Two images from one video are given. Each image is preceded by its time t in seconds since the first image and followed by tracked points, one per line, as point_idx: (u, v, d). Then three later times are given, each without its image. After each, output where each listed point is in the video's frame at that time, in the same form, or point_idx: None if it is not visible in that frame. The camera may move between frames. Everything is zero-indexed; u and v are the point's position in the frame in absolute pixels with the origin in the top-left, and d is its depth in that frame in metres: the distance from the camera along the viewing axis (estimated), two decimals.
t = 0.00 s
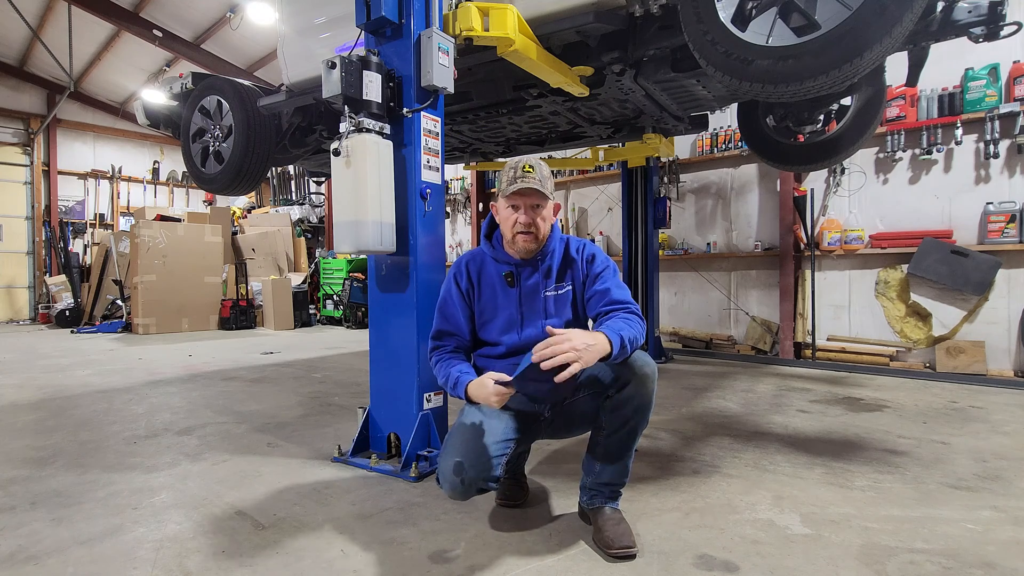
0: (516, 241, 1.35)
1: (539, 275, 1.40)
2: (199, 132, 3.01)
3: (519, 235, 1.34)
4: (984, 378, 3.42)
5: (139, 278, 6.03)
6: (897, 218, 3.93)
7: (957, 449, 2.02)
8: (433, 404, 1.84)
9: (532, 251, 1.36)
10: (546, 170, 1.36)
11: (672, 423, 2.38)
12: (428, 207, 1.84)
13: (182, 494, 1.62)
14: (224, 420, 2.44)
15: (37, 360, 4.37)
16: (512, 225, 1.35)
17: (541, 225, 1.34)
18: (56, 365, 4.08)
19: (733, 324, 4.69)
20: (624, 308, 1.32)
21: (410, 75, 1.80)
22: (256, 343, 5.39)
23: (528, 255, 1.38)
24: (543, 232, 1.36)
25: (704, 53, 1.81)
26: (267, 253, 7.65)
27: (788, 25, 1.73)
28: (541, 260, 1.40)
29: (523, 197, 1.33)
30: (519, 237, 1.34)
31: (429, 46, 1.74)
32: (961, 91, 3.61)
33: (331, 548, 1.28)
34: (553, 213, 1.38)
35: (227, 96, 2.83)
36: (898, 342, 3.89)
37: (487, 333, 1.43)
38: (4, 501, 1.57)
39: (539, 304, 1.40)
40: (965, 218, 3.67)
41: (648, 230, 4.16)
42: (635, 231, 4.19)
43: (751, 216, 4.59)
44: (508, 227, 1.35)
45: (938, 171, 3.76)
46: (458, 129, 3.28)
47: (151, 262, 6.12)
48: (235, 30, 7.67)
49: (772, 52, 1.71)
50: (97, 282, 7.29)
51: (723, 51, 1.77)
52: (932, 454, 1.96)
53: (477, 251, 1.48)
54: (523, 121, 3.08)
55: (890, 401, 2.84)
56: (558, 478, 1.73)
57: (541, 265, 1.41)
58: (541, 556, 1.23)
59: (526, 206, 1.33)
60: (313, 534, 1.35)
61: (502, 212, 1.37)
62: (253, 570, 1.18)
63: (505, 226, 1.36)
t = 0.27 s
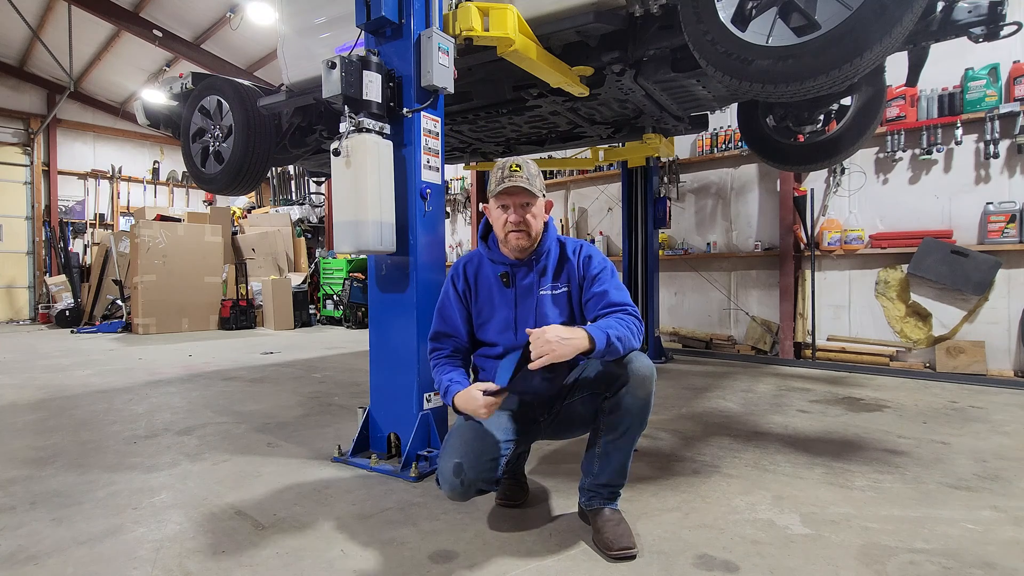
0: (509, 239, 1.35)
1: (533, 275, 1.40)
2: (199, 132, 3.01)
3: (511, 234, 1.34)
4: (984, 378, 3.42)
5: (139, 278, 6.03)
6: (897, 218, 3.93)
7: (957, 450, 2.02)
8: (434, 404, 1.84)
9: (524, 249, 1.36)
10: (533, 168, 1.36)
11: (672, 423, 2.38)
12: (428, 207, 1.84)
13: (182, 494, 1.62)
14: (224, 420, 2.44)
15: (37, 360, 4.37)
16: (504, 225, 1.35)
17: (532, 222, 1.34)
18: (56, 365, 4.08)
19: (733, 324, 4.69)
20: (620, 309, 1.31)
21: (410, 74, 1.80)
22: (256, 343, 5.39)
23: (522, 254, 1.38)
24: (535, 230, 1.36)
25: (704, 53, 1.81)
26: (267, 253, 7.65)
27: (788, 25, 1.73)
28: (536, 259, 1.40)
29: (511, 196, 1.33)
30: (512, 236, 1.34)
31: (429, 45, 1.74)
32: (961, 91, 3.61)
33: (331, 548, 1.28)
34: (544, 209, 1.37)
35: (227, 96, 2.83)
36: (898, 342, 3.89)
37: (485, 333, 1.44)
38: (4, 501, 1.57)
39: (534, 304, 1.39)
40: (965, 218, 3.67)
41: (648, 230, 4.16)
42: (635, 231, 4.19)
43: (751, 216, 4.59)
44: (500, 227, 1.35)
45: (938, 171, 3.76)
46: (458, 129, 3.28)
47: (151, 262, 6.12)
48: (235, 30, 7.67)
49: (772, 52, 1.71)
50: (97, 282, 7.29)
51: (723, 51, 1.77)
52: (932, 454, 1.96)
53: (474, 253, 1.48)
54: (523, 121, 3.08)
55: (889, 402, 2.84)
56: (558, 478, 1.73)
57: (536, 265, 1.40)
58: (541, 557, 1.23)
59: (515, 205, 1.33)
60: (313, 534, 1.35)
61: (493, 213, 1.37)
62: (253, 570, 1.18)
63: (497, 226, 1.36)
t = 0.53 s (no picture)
0: (511, 240, 1.35)
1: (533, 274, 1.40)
2: (199, 132, 3.01)
3: (512, 236, 1.34)
4: (984, 378, 3.42)
5: (139, 278, 6.03)
6: (897, 218, 3.93)
7: (957, 450, 2.02)
8: (434, 404, 1.84)
9: (524, 249, 1.37)
10: (534, 170, 1.36)
11: (672, 423, 2.37)
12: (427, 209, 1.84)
13: (182, 494, 1.62)
14: (224, 420, 2.44)
15: (37, 360, 4.37)
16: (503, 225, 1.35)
17: (532, 224, 1.34)
18: (56, 365, 4.08)
19: (733, 324, 4.69)
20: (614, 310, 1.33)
21: (410, 74, 1.80)
22: (256, 343, 5.39)
23: (520, 253, 1.38)
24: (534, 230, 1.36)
25: (704, 54, 1.81)
26: (267, 253, 7.65)
27: (788, 25, 1.73)
28: (536, 258, 1.41)
29: (513, 198, 1.33)
30: (512, 237, 1.34)
31: (429, 45, 1.74)
32: (961, 91, 3.61)
33: (331, 548, 1.28)
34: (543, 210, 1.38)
35: (227, 96, 2.83)
36: (898, 342, 3.89)
37: (483, 333, 1.44)
38: (4, 501, 1.57)
39: (532, 304, 1.40)
40: (965, 218, 3.66)
41: (648, 230, 4.16)
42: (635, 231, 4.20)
43: (751, 216, 4.59)
44: (501, 228, 1.35)
45: (938, 171, 3.76)
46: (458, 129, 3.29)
47: (151, 262, 6.12)
48: (235, 30, 7.67)
49: (772, 52, 1.71)
50: (97, 282, 7.29)
51: (723, 51, 1.77)
52: (932, 454, 1.96)
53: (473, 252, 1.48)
54: (523, 121, 3.08)
55: (889, 402, 2.84)
56: (558, 478, 1.74)
57: (535, 264, 1.41)
58: (541, 557, 1.23)
59: (516, 206, 1.33)
60: (312, 534, 1.35)
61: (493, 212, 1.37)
62: (253, 569, 1.18)
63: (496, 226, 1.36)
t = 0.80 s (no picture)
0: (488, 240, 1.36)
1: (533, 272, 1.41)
2: (199, 132, 3.01)
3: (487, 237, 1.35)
4: (984, 378, 3.42)
5: (139, 278, 6.03)
6: (897, 218, 3.93)
7: (957, 449, 2.02)
8: (433, 404, 1.84)
9: (502, 249, 1.37)
10: (505, 169, 1.31)
11: (673, 423, 2.37)
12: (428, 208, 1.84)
13: (182, 494, 1.62)
14: (224, 420, 2.44)
15: (37, 360, 4.37)
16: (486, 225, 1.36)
17: (499, 227, 1.32)
18: (56, 365, 4.08)
19: (733, 324, 4.69)
20: (615, 311, 1.31)
21: (410, 74, 1.80)
22: (256, 343, 5.39)
23: (512, 251, 1.38)
24: (513, 231, 1.32)
25: (704, 54, 1.81)
26: (267, 253, 7.65)
27: (788, 25, 1.73)
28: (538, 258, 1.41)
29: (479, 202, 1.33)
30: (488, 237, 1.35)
31: (429, 45, 1.74)
32: (961, 91, 3.61)
33: (331, 548, 1.28)
34: (519, 208, 1.31)
35: (227, 96, 2.83)
36: (898, 342, 3.89)
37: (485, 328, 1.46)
38: (4, 501, 1.57)
39: (532, 302, 1.40)
40: (965, 218, 3.66)
41: (648, 230, 4.15)
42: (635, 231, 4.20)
43: (751, 216, 4.59)
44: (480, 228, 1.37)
45: (938, 171, 3.76)
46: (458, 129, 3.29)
47: (151, 262, 6.12)
48: (235, 30, 7.67)
49: (772, 52, 1.71)
50: (97, 282, 7.29)
51: (723, 51, 1.77)
52: (932, 454, 1.96)
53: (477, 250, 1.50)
54: (523, 121, 3.08)
55: (889, 401, 2.84)
56: (558, 478, 1.73)
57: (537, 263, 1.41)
58: (541, 556, 1.23)
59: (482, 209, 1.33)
60: (312, 533, 1.35)
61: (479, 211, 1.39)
62: (253, 569, 1.18)
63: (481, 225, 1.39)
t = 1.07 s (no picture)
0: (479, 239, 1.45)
1: (523, 271, 1.41)
2: (198, 132, 3.01)
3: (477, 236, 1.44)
4: (984, 378, 3.42)
5: (139, 278, 6.03)
6: (897, 218, 3.93)
7: (956, 449, 2.02)
8: (433, 404, 1.83)
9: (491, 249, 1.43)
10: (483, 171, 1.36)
11: (673, 423, 2.37)
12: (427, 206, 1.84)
13: (182, 494, 1.62)
14: (224, 420, 2.44)
15: (37, 360, 4.37)
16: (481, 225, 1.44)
17: (479, 227, 1.39)
18: (56, 365, 4.08)
19: (733, 324, 4.69)
20: (612, 319, 1.25)
21: (410, 75, 1.80)
22: (256, 343, 5.39)
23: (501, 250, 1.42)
24: (492, 232, 1.37)
25: (704, 54, 1.81)
26: (267, 253, 7.65)
27: (788, 25, 1.73)
28: (528, 255, 1.40)
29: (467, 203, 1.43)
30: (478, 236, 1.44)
31: (429, 46, 1.74)
32: (961, 91, 3.61)
33: (331, 548, 1.28)
34: (493, 209, 1.35)
35: (227, 96, 2.83)
36: (898, 342, 3.89)
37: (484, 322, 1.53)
38: (4, 501, 1.57)
39: (521, 299, 1.41)
40: (965, 218, 3.66)
41: (648, 230, 4.15)
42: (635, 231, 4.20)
43: (751, 216, 4.59)
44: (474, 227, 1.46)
45: (938, 171, 3.76)
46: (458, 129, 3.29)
47: (151, 262, 6.12)
48: (235, 30, 7.67)
49: (772, 51, 1.71)
50: (97, 282, 7.29)
51: (723, 51, 1.77)
52: (931, 454, 1.96)
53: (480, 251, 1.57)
54: (523, 121, 3.08)
55: (889, 401, 2.84)
56: (558, 478, 1.74)
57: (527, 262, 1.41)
58: (541, 556, 1.23)
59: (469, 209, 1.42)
60: (312, 533, 1.35)
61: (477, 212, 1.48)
62: (253, 569, 1.18)
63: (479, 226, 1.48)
